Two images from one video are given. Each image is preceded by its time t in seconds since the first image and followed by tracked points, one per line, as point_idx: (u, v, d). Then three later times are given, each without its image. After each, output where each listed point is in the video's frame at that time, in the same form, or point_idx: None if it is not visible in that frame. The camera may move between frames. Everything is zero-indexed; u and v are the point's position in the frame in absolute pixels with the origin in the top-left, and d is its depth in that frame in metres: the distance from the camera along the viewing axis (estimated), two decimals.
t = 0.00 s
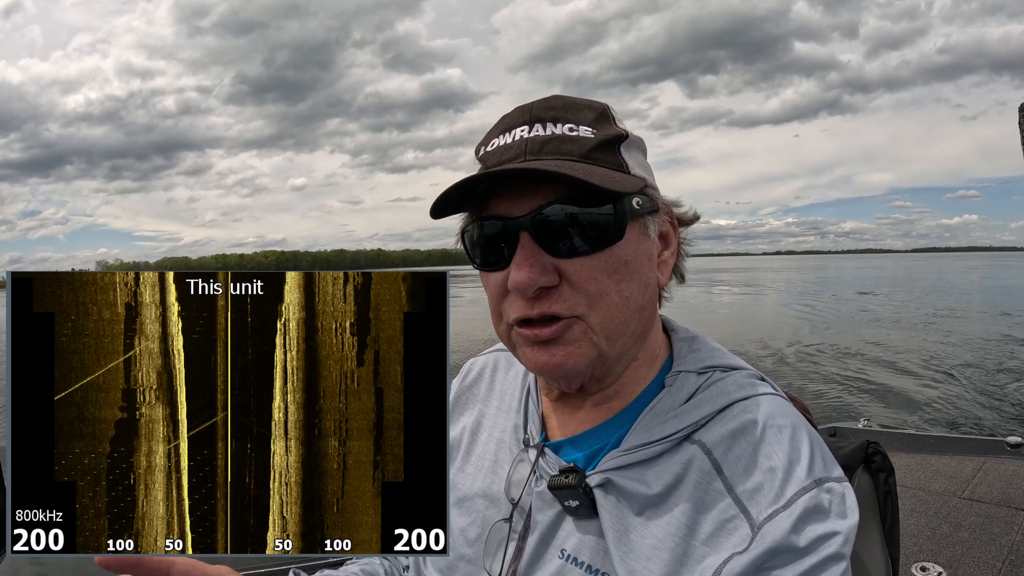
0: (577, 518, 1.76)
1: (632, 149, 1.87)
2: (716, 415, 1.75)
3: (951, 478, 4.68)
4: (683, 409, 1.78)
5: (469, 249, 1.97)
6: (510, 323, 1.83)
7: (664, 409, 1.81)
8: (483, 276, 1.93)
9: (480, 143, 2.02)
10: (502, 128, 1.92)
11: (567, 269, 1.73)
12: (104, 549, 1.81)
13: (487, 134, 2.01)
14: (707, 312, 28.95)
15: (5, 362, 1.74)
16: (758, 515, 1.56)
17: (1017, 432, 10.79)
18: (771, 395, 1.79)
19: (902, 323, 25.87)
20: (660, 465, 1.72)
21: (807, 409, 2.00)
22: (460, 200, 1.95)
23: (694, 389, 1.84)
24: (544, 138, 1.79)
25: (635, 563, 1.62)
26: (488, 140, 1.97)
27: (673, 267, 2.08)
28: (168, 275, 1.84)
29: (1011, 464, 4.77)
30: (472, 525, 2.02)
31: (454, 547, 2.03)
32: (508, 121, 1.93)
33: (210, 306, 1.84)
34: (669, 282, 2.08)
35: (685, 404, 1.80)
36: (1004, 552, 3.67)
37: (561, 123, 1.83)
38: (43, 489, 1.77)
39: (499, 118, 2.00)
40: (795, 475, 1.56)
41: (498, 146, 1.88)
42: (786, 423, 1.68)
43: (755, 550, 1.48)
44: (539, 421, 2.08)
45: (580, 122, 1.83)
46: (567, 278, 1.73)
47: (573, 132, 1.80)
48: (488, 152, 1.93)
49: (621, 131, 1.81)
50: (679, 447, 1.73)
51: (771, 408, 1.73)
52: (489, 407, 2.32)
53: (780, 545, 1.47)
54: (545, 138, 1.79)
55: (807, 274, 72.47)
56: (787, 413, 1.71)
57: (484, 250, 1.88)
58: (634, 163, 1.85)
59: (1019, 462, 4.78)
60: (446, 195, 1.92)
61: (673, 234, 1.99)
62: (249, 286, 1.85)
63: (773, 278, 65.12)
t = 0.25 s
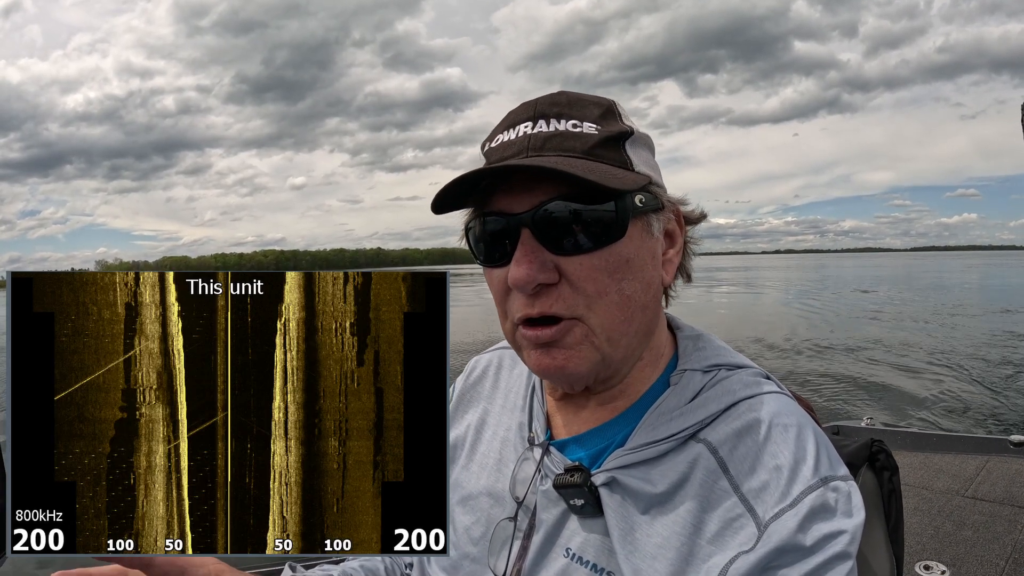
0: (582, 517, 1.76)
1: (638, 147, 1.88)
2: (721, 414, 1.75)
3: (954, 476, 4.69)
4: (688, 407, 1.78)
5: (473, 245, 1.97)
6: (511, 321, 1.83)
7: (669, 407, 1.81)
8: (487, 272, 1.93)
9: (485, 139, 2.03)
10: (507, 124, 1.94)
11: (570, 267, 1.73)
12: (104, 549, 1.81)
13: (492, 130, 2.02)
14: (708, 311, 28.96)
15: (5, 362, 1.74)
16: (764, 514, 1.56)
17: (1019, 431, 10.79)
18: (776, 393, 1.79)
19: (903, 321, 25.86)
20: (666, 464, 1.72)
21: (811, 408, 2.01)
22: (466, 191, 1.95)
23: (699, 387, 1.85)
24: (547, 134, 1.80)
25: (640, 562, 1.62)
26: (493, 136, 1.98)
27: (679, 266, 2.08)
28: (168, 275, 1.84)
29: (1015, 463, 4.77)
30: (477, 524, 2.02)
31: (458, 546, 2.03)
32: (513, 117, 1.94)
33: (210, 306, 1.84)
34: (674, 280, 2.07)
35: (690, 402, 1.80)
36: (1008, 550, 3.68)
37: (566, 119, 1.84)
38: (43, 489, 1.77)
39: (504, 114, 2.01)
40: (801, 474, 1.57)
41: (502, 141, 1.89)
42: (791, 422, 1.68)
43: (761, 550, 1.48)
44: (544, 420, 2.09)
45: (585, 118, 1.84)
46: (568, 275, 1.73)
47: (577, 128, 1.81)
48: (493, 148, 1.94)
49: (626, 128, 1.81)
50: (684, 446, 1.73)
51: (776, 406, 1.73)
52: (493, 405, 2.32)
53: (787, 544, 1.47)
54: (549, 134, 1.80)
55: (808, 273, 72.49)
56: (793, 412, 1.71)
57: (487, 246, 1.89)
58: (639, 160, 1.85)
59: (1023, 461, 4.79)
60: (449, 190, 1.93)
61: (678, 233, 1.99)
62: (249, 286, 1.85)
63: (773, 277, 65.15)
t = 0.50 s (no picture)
0: (584, 523, 1.76)
1: (642, 148, 1.87)
2: (725, 419, 1.76)
3: (957, 477, 4.69)
4: (692, 412, 1.79)
5: (473, 246, 1.97)
6: (511, 323, 1.84)
7: (672, 413, 1.81)
8: (486, 273, 1.93)
9: (487, 138, 2.04)
10: (509, 123, 1.94)
11: (570, 269, 1.73)
12: (104, 549, 1.81)
13: (495, 129, 2.03)
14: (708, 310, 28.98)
15: (5, 362, 1.74)
16: (769, 523, 1.56)
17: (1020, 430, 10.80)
18: (780, 398, 1.79)
19: (904, 320, 25.87)
20: (669, 471, 1.73)
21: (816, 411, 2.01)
22: (465, 191, 1.95)
23: (703, 392, 1.85)
24: (548, 134, 1.81)
25: (643, 569, 1.63)
26: (495, 134, 1.99)
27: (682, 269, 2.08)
28: (168, 275, 1.84)
29: (1018, 464, 4.77)
30: (476, 529, 2.03)
31: (458, 551, 2.04)
32: (515, 116, 1.95)
33: (210, 306, 1.84)
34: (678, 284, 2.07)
35: (693, 408, 1.81)
36: (1011, 552, 3.68)
37: (567, 118, 1.84)
38: (43, 489, 1.77)
39: (507, 112, 2.02)
40: (806, 481, 1.56)
41: (503, 140, 1.90)
42: (796, 428, 1.68)
43: (766, 559, 1.47)
44: (545, 424, 2.09)
45: (587, 117, 1.84)
46: (567, 277, 1.74)
47: (579, 128, 1.81)
48: (494, 146, 1.95)
49: (629, 129, 1.82)
50: (687, 452, 1.74)
51: (781, 412, 1.73)
52: (493, 408, 2.33)
53: (792, 553, 1.45)
54: (550, 134, 1.81)
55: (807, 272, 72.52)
56: (798, 418, 1.71)
57: (487, 247, 1.89)
58: (643, 162, 1.85)
59: None
60: (448, 189, 1.93)
61: (682, 236, 1.99)
62: (249, 285, 1.85)
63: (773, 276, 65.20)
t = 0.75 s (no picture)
0: (583, 526, 1.77)
1: (642, 151, 1.87)
2: (726, 423, 1.76)
3: (959, 478, 4.70)
4: (692, 416, 1.79)
5: (473, 250, 1.97)
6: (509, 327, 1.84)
7: (672, 417, 1.82)
8: (486, 276, 1.93)
9: (487, 141, 2.05)
10: (509, 126, 1.95)
11: (569, 274, 1.74)
12: (104, 549, 1.81)
13: (495, 132, 2.04)
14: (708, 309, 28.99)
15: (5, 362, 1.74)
16: (769, 528, 1.56)
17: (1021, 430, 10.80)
18: (781, 403, 1.80)
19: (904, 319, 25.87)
20: (669, 475, 1.73)
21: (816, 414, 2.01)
22: (462, 196, 1.95)
23: (703, 396, 1.85)
24: (547, 138, 1.81)
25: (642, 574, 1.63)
26: (494, 138, 2.00)
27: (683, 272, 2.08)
28: (168, 275, 1.85)
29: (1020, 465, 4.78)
30: (475, 532, 2.03)
31: (457, 553, 2.04)
32: (515, 119, 1.96)
33: (210, 306, 1.84)
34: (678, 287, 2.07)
35: (694, 412, 1.81)
36: (1012, 554, 3.68)
37: (567, 122, 1.84)
38: (43, 489, 1.77)
39: (507, 115, 2.02)
40: (807, 486, 1.56)
41: (502, 144, 1.91)
42: (797, 432, 1.69)
43: (766, 564, 1.47)
44: (544, 427, 2.09)
45: (587, 121, 1.84)
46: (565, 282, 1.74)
47: (578, 131, 1.81)
48: (494, 150, 1.96)
49: (630, 132, 1.82)
50: (688, 456, 1.74)
51: (781, 416, 1.73)
52: (493, 410, 2.33)
53: (792, 558, 1.45)
54: (549, 138, 1.81)
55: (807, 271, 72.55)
56: (799, 423, 1.72)
57: (486, 251, 1.89)
58: (643, 165, 1.85)
59: None
60: (446, 193, 1.94)
61: (682, 240, 1.99)
62: (249, 285, 1.85)
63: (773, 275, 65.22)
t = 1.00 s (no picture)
0: (584, 527, 1.77)
1: (644, 145, 1.88)
2: (731, 423, 1.76)
3: (961, 477, 4.71)
4: (697, 416, 1.79)
5: (473, 246, 1.97)
6: (508, 320, 1.84)
7: (676, 416, 1.82)
8: (487, 272, 1.93)
9: (487, 138, 2.05)
10: (509, 121, 1.95)
11: (571, 269, 1.74)
12: (105, 549, 1.82)
13: (495, 128, 2.04)
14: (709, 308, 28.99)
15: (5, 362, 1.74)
16: (775, 530, 1.56)
17: None
18: (786, 402, 1.80)
19: (906, 318, 25.87)
20: (673, 475, 1.73)
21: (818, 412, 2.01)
22: (462, 190, 1.96)
23: (707, 395, 1.85)
24: (548, 132, 1.81)
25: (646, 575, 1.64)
26: (495, 133, 2.00)
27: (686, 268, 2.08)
28: (168, 275, 1.84)
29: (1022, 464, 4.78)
30: (476, 531, 2.03)
31: (458, 553, 2.04)
32: (515, 114, 1.96)
33: (210, 306, 1.84)
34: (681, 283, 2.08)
35: (697, 411, 1.81)
36: (1014, 553, 3.69)
37: (567, 116, 1.84)
38: (43, 489, 1.77)
39: (507, 111, 2.03)
40: (813, 488, 1.57)
41: (503, 138, 1.91)
42: (803, 433, 1.69)
43: (772, 567, 1.48)
44: (546, 425, 2.10)
45: (587, 115, 1.84)
46: (567, 277, 1.74)
47: (579, 125, 1.81)
48: (495, 145, 1.96)
49: (631, 126, 1.82)
50: (692, 456, 1.74)
51: (786, 417, 1.73)
52: (494, 409, 2.33)
53: (798, 561, 1.46)
54: (549, 132, 1.81)
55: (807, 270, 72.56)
56: (804, 423, 1.72)
57: (487, 247, 1.89)
58: (644, 159, 1.85)
59: None
60: (448, 186, 1.94)
61: (685, 236, 1.99)
62: (249, 285, 1.85)
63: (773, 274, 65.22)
